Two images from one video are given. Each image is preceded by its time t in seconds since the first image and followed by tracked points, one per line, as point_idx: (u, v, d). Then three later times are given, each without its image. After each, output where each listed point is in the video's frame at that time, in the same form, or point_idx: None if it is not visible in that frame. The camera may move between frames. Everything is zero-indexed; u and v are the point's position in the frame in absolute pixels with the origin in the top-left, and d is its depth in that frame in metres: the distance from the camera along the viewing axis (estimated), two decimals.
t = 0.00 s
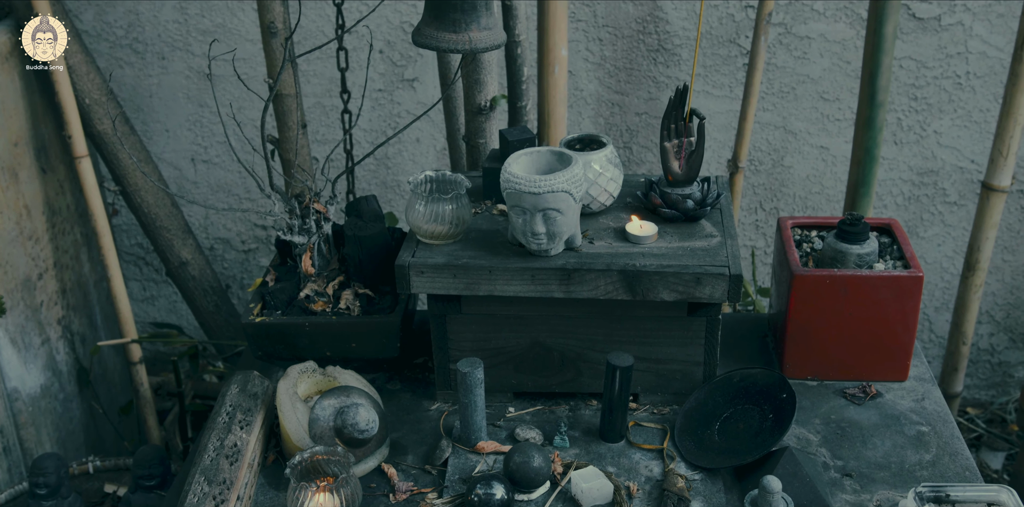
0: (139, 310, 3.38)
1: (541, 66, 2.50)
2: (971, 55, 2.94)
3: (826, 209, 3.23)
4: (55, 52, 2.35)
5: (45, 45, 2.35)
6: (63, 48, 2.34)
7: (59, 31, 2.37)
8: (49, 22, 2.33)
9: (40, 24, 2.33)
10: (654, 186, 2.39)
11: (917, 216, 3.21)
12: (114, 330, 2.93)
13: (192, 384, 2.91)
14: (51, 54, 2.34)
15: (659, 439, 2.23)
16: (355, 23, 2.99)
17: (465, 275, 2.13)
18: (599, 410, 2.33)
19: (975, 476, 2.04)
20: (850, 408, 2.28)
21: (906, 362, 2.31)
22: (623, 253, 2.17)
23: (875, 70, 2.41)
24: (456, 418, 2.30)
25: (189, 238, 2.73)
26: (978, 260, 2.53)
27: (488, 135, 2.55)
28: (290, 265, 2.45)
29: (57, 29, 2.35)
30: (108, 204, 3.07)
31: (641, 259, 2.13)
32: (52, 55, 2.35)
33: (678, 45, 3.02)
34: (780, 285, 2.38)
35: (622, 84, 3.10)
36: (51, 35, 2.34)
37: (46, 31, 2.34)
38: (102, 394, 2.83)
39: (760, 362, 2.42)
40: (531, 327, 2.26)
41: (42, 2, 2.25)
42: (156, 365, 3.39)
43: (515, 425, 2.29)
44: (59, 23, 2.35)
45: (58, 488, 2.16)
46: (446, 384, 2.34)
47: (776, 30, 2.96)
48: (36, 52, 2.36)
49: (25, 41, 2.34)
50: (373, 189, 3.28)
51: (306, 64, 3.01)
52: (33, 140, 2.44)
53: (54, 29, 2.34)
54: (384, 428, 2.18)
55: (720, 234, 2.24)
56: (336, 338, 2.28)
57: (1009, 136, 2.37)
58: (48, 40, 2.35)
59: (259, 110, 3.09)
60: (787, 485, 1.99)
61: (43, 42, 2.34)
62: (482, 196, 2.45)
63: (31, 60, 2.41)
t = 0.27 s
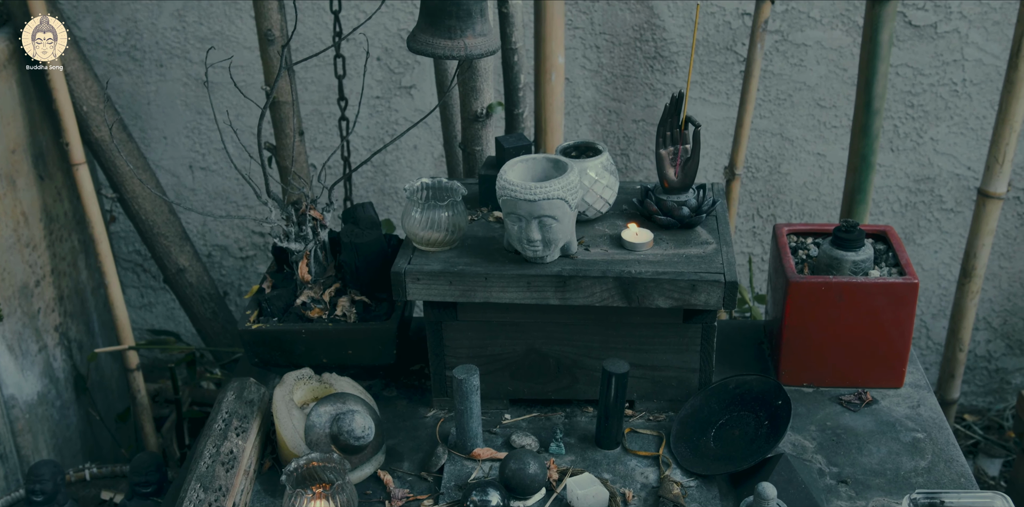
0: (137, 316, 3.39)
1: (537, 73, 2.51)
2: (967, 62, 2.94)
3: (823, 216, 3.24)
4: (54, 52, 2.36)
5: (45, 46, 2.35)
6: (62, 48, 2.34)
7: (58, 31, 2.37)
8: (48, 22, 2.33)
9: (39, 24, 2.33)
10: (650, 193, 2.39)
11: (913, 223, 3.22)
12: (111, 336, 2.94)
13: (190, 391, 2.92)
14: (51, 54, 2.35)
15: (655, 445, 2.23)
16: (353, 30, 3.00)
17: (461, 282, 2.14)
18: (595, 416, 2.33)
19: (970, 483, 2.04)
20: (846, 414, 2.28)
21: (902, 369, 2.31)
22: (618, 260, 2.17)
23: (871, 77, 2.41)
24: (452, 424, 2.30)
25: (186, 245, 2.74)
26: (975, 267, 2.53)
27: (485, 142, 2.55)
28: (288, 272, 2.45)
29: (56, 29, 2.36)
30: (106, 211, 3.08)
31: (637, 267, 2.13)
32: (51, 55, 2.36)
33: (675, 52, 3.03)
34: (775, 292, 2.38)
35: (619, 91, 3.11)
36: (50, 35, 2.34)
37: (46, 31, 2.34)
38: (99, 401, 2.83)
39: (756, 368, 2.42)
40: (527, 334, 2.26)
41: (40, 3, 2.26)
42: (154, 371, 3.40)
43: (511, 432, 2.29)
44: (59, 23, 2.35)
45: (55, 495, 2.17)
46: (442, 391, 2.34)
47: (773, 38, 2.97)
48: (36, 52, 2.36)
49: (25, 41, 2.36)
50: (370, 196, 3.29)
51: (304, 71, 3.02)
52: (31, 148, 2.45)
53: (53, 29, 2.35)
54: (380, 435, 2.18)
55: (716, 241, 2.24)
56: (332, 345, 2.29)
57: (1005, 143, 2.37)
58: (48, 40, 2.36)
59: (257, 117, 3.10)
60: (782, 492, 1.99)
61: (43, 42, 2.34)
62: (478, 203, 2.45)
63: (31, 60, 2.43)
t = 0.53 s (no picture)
0: (137, 322, 3.40)
1: (537, 80, 2.51)
2: (966, 69, 2.95)
3: (822, 222, 3.24)
4: (55, 52, 2.35)
5: (45, 46, 2.34)
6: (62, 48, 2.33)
7: (58, 31, 2.36)
8: (49, 22, 2.32)
9: (40, 24, 2.32)
10: (649, 199, 2.40)
11: (912, 229, 3.22)
12: (111, 342, 2.95)
13: (190, 397, 2.93)
14: (51, 54, 2.34)
15: (654, 451, 2.23)
16: (352, 37, 3.01)
17: (460, 288, 2.14)
18: (594, 422, 2.34)
19: (969, 488, 2.04)
20: (845, 420, 2.28)
21: (901, 375, 2.31)
22: (617, 265, 2.18)
23: (870, 84, 2.42)
24: (451, 430, 2.30)
25: (186, 251, 2.74)
26: (973, 273, 2.54)
27: (484, 148, 2.56)
28: (288, 277, 2.46)
29: (56, 29, 2.35)
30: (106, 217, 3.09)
31: (636, 272, 2.14)
32: (52, 56, 2.35)
33: (675, 59, 3.04)
34: (774, 298, 2.38)
35: (618, 97, 3.12)
36: (50, 36, 2.33)
37: (46, 32, 2.33)
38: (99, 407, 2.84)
39: (755, 374, 2.43)
40: (527, 340, 2.27)
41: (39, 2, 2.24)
42: (154, 377, 3.41)
43: (510, 437, 2.29)
44: (59, 23, 2.34)
45: (54, 501, 2.17)
46: (441, 397, 2.35)
47: (772, 44, 2.98)
48: (36, 53, 2.35)
49: (25, 41, 2.34)
50: (370, 203, 3.30)
51: (304, 78, 3.03)
52: (32, 154, 2.46)
53: (54, 29, 2.34)
54: (379, 440, 2.19)
55: (714, 247, 2.25)
56: (332, 351, 2.29)
57: (1004, 149, 2.38)
58: (49, 40, 2.34)
59: (257, 124, 3.11)
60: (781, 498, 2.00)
61: (43, 42, 2.33)
62: (478, 209, 2.46)
63: (30, 61, 2.42)
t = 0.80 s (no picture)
0: (137, 328, 3.40)
1: (537, 86, 2.52)
2: (965, 74, 2.96)
3: (822, 227, 3.25)
4: (55, 52, 2.35)
5: (45, 46, 2.35)
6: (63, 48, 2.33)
7: (58, 31, 2.37)
8: (49, 22, 2.33)
9: (40, 24, 2.32)
10: (649, 205, 2.40)
11: (912, 235, 3.23)
12: (111, 348, 2.95)
13: (190, 403, 2.93)
14: (51, 54, 2.34)
15: (654, 456, 2.23)
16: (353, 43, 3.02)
17: (461, 293, 2.14)
18: (594, 427, 2.34)
19: (969, 494, 2.04)
20: (845, 426, 2.29)
21: (901, 380, 2.32)
22: (617, 271, 2.18)
23: (869, 90, 2.42)
24: (452, 435, 2.30)
25: (187, 256, 2.74)
26: (973, 278, 2.54)
27: (485, 154, 2.56)
28: (288, 283, 2.46)
29: (57, 28, 2.35)
30: (107, 222, 3.09)
31: (636, 278, 2.14)
32: (52, 56, 2.35)
33: (675, 65, 3.05)
34: (774, 303, 2.39)
35: (618, 103, 3.13)
36: (51, 35, 2.34)
37: (46, 31, 2.34)
38: (99, 412, 2.84)
39: (755, 380, 2.43)
40: (527, 346, 2.27)
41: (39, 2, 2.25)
42: (154, 383, 3.41)
43: (511, 443, 2.29)
44: (59, 23, 2.35)
45: None
46: (442, 402, 2.35)
47: (772, 50, 2.99)
48: (36, 52, 2.35)
49: (26, 41, 2.35)
50: (370, 208, 3.31)
51: (305, 84, 3.04)
52: (33, 160, 2.46)
53: (54, 29, 2.34)
54: (380, 446, 2.19)
55: (715, 253, 2.25)
56: (333, 356, 2.29)
57: (1003, 155, 2.38)
58: (49, 40, 2.35)
59: (258, 129, 3.12)
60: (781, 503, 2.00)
61: (43, 42, 2.34)
62: (478, 215, 2.46)
63: (31, 60, 2.42)
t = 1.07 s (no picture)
0: (138, 335, 3.40)
1: (539, 93, 2.52)
2: (966, 82, 2.96)
3: (823, 234, 3.25)
4: (55, 51, 2.33)
5: (45, 46, 2.33)
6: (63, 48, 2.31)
7: (59, 31, 2.35)
8: (49, 21, 2.31)
9: (40, 24, 2.31)
10: (651, 212, 2.40)
11: (913, 242, 3.23)
12: (112, 355, 2.94)
13: (191, 410, 2.93)
14: (51, 54, 2.32)
15: (656, 464, 2.23)
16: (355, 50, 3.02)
17: (463, 301, 2.14)
18: (596, 435, 2.33)
19: (972, 502, 2.04)
20: (847, 433, 2.28)
21: (902, 388, 2.31)
22: (619, 279, 2.18)
23: (871, 97, 2.42)
24: (454, 443, 2.30)
25: (188, 263, 2.74)
26: (975, 286, 2.54)
27: (487, 162, 2.56)
28: (289, 291, 2.46)
29: (57, 29, 2.34)
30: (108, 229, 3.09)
31: (638, 285, 2.14)
32: (52, 56, 2.33)
33: (676, 72, 3.05)
34: (776, 311, 2.39)
35: (619, 111, 3.13)
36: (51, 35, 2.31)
37: (46, 32, 2.32)
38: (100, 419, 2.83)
39: (757, 387, 2.43)
40: (529, 353, 2.27)
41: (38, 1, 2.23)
42: (154, 390, 3.40)
43: (513, 451, 2.29)
44: (59, 23, 2.33)
45: None
46: (444, 410, 2.34)
47: (772, 58, 2.99)
48: (37, 53, 2.33)
49: (26, 41, 2.34)
50: (371, 215, 3.31)
51: (306, 91, 3.04)
52: (34, 167, 2.46)
53: (54, 29, 2.32)
54: (382, 453, 2.18)
55: (717, 260, 2.25)
56: (334, 364, 2.29)
57: (1004, 162, 2.38)
58: (49, 40, 2.34)
59: (259, 136, 3.12)
60: None
61: (43, 42, 2.32)
62: (480, 223, 2.46)
63: (31, 60, 2.40)
